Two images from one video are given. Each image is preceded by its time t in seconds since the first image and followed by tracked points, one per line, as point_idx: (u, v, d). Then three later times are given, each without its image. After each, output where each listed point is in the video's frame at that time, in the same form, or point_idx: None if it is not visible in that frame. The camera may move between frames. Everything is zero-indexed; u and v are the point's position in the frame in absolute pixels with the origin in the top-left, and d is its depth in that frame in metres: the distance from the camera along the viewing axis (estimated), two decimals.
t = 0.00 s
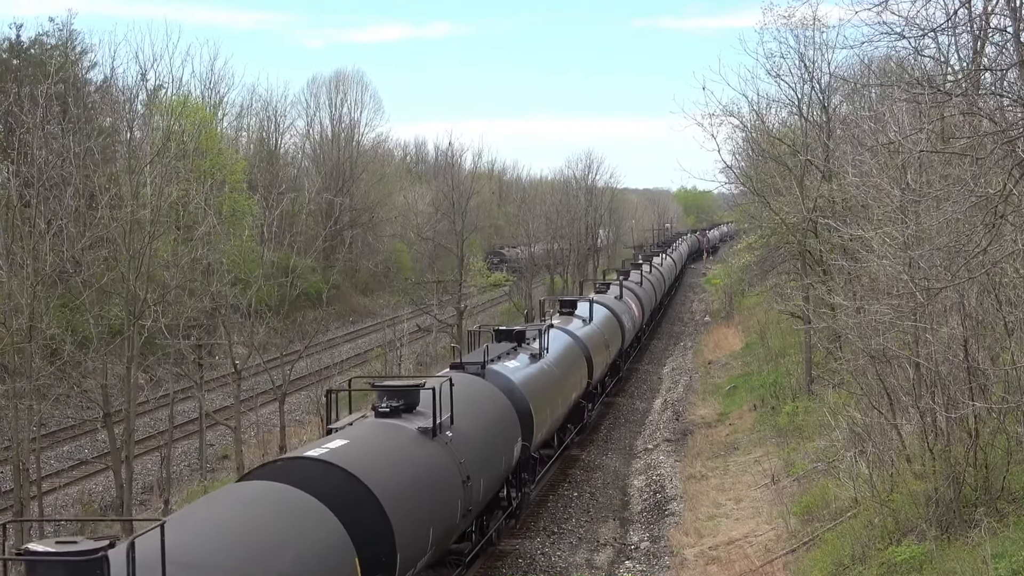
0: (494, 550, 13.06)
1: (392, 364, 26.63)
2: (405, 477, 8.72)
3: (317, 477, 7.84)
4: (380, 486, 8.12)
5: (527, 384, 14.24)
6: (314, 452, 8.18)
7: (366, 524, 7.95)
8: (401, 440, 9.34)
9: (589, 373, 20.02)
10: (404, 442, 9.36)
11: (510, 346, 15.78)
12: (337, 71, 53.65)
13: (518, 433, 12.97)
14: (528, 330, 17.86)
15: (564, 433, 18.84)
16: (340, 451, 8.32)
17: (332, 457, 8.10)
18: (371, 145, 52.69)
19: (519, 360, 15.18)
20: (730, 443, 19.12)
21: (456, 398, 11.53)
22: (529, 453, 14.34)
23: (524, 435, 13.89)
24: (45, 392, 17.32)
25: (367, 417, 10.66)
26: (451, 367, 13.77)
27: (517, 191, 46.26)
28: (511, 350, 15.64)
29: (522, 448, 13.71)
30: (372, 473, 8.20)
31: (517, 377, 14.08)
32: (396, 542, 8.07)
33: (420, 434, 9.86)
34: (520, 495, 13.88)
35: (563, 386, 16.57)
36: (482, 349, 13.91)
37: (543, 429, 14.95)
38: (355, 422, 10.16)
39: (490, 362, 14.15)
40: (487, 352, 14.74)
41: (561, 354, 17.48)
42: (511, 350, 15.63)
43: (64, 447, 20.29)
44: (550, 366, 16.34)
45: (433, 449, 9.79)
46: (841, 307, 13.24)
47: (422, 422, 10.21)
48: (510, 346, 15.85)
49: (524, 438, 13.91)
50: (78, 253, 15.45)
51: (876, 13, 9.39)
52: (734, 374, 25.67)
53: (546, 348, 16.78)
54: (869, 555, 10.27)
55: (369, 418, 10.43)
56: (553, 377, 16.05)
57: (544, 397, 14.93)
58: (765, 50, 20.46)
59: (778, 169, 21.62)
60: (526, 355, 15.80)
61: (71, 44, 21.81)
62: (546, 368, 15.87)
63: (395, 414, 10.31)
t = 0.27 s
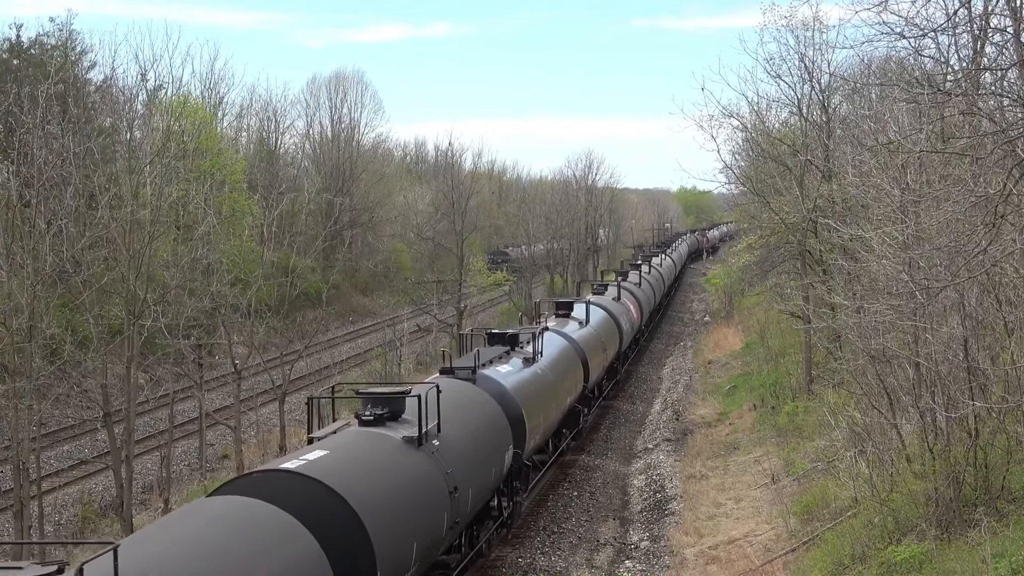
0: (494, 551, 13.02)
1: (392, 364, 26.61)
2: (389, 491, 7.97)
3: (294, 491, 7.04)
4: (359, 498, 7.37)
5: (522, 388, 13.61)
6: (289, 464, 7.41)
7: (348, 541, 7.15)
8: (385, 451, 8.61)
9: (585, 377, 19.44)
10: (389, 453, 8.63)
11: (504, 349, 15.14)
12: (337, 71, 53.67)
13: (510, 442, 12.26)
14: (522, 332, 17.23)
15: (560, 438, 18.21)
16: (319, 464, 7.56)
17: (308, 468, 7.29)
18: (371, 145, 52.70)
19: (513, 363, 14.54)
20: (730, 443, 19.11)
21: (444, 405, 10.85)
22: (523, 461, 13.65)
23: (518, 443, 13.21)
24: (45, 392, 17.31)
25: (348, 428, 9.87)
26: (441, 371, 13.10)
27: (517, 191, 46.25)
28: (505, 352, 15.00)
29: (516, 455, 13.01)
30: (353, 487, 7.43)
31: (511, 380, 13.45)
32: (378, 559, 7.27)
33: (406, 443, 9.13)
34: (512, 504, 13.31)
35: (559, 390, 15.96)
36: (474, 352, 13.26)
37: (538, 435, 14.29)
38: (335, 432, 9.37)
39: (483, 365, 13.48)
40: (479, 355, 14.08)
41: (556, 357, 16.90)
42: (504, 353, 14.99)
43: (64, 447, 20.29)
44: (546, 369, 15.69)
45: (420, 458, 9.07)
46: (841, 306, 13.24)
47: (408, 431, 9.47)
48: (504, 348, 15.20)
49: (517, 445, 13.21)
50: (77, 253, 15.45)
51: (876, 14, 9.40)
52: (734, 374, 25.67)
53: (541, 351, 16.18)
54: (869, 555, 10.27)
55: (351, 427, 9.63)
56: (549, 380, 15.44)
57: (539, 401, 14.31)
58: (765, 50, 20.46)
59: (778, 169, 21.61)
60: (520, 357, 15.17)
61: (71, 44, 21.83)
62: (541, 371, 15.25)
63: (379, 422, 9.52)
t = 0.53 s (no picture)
0: (494, 550, 13.05)
1: (392, 364, 26.61)
2: (370, 504, 7.58)
3: (268, 507, 6.69)
4: (335, 512, 6.98)
5: (514, 394, 13.28)
6: (263, 478, 7.06)
7: (324, 560, 6.76)
8: (367, 462, 8.21)
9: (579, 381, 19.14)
10: (372, 465, 8.22)
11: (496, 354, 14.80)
12: (336, 71, 53.68)
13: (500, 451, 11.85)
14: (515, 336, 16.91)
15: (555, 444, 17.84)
16: (294, 477, 7.19)
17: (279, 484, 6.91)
18: (371, 145, 52.70)
19: (505, 368, 14.20)
20: (730, 443, 19.12)
21: (432, 413, 10.44)
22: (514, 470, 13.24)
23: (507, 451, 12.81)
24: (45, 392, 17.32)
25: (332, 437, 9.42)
26: (430, 376, 12.75)
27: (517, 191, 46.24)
28: (497, 357, 14.66)
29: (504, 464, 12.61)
30: (330, 501, 7.06)
31: (503, 387, 13.12)
32: None
33: (391, 454, 8.68)
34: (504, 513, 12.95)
35: (552, 396, 15.63)
36: (464, 357, 12.91)
37: (529, 442, 13.95)
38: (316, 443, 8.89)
39: (473, 371, 13.13)
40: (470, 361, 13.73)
41: (550, 362, 16.58)
42: (496, 358, 14.65)
43: (64, 447, 20.31)
44: (538, 376, 15.32)
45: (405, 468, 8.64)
46: (841, 306, 13.24)
47: (392, 442, 9.00)
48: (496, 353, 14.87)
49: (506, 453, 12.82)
50: (78, 254, 15.46)
51: (876, 13, 9.41)
52: (734, 374, 25.67)
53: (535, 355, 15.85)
54: (869, 555, 10.27)
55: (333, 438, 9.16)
56: (542, 386, 15.11)
57: (532, 408, 13.98)
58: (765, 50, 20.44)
59: (778, 169, 21.61)
60: (513, 362, 14.84)
61: (71, 44, 21.82)
62: (533, 377, 14.92)
63: (363, 432, 9.05)
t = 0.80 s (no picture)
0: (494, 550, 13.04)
1: (392, 364, 26.62)
2: (349, 522, 7.02)
3: (239, 525, 6.14)
4: (314, 530, 6.48)
5: (506, 401, 12.73)
6: (234, 493, 6.49)
7: None
8: (347, 475, 7.65)
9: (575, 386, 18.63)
10: (352, 477, 7.70)
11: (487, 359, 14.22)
12: (336, 71, 53.71)
13: (490, 461, 11.33)
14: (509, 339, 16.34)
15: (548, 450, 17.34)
16: (267, 492, 6.62)
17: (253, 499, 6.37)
18: (371, 144, 52.71)
19: (497, 373, 13.63)
20: (730, 443, 19.13)
21: (418, 420, 9.92)
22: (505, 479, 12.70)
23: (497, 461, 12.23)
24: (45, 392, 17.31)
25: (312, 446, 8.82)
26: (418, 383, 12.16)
27: (517, 191, 46.25)
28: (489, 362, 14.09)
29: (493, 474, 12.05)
30: (306, 519, 6.50)
31: (494, 393, 12.58)
32: None
33: (373, 466, 8.14)
34: (493, 524, 12.42)
35: (546, 401, 15.10)
36: (453, 363, 12.34)
37: (522, 450, 13.41)
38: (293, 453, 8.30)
39: (463, 377, 12.56)
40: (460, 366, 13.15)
41: (545, 367, 16.03)
42: (488, 363, 14.08)
43: (64, 447, 20.31)
44: (531, 381, 14.70)
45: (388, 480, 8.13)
46: (841, 306, 13.25)
47: (375, 451, 8.45)
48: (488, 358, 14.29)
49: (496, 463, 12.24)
50: (78, 254, 15.46)
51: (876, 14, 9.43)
52: (734, 374, 25.69)
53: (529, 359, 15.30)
54: (869, 555, 10.28)
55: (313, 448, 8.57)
56: (535, 393, 14.57)
57: (524, 415, 13.44)
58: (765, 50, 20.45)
59: (777, 169, 21.61)
60: (505, 367, 14.28)
61: (71, 44, 21.83)
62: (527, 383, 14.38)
63: (343, 443, 8.44)
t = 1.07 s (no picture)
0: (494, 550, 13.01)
1: (392, 364, 26.62)
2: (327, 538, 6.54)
3: (207, 544, 5.71)
4: (287, 547, 6.02)
5: (498, 407, 12.04)
6: (202, 511, 6.05)
7: None
8: (327, 487, 7.13)
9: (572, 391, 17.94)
10: (333, 489, 7.20)
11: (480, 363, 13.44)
12: (337, 71, 53.69)
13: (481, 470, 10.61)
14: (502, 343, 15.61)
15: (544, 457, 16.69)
16: (236, 508, 6.17)
17: (220, 517, 5.90)
18: (371, 144, 52.72)
19: (490, 378, 12.89)
20: (731, 443, 19.13)
21: (405, 428, 9.27)
22: (498, 488, 11.99)
23: (490, 471, 11.55)
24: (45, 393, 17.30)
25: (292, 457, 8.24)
26: (405, 390, 11.38)
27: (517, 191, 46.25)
28: (481, 366, 13.32)
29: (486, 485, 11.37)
30: (277, 537, 6.03)
31: (486, 398, 11.89)
32: None
33: (354, 479, 7.56)
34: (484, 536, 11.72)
35: (541, 407, 14.39)
36: (443, 368, 11.57)
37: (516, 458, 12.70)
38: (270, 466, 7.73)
39: (452, 382, 11.77)
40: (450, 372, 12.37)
41: (540, 371, 15.35)
42: (480, 367, 13.31)
43: (64, 447, 20.32)
44: (526, 386, 14.03)
45: (370, 495, 7.49)
46: (841, 306, 13.24)
47: (357, 462, 7.89)
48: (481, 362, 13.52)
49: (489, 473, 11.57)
50: (78, 254, 15.46)
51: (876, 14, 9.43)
52: (734, 374, 25.69)
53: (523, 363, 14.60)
54: (869, 555, 10.27)
55: (292, 460, 7.99)
56: (530, 398, 13.87)
57: (518, 422, 12.74)
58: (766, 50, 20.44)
59: (778, 169, 21.60)
60: (499, 372, 13.55)
61: (71, 44, 21.82)
62: (521, 388, 13.68)
63: (322, 456, 7.82)
